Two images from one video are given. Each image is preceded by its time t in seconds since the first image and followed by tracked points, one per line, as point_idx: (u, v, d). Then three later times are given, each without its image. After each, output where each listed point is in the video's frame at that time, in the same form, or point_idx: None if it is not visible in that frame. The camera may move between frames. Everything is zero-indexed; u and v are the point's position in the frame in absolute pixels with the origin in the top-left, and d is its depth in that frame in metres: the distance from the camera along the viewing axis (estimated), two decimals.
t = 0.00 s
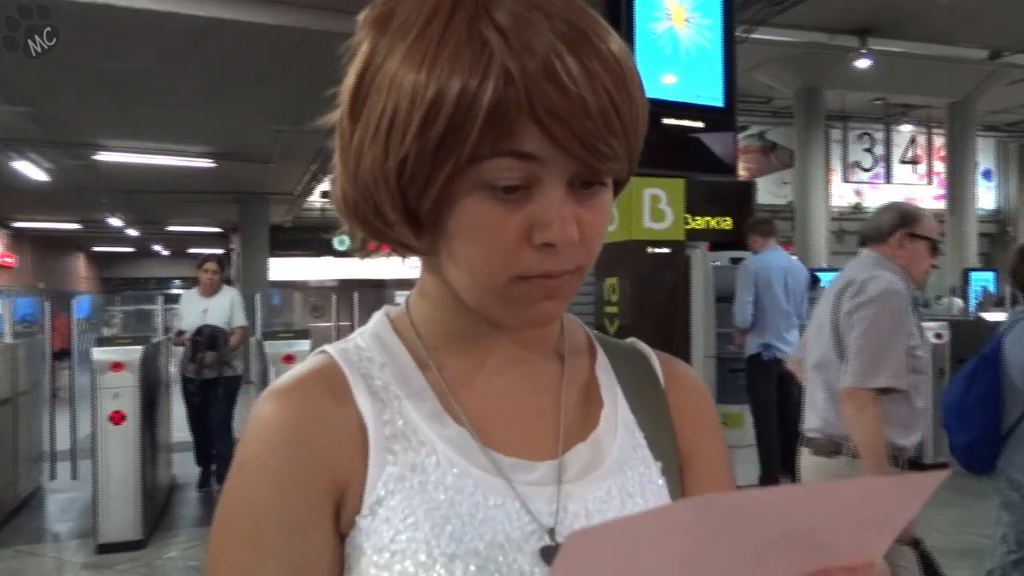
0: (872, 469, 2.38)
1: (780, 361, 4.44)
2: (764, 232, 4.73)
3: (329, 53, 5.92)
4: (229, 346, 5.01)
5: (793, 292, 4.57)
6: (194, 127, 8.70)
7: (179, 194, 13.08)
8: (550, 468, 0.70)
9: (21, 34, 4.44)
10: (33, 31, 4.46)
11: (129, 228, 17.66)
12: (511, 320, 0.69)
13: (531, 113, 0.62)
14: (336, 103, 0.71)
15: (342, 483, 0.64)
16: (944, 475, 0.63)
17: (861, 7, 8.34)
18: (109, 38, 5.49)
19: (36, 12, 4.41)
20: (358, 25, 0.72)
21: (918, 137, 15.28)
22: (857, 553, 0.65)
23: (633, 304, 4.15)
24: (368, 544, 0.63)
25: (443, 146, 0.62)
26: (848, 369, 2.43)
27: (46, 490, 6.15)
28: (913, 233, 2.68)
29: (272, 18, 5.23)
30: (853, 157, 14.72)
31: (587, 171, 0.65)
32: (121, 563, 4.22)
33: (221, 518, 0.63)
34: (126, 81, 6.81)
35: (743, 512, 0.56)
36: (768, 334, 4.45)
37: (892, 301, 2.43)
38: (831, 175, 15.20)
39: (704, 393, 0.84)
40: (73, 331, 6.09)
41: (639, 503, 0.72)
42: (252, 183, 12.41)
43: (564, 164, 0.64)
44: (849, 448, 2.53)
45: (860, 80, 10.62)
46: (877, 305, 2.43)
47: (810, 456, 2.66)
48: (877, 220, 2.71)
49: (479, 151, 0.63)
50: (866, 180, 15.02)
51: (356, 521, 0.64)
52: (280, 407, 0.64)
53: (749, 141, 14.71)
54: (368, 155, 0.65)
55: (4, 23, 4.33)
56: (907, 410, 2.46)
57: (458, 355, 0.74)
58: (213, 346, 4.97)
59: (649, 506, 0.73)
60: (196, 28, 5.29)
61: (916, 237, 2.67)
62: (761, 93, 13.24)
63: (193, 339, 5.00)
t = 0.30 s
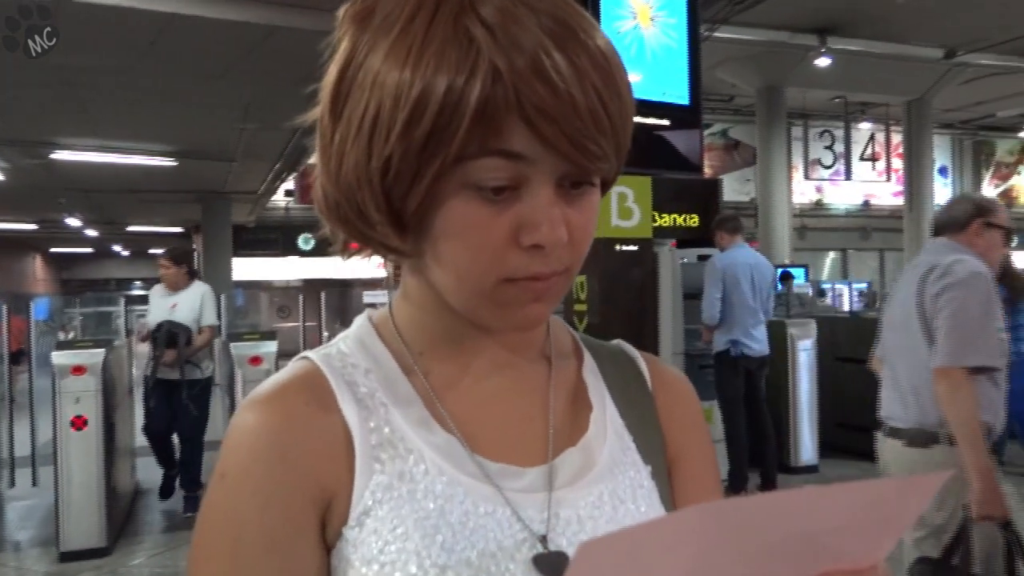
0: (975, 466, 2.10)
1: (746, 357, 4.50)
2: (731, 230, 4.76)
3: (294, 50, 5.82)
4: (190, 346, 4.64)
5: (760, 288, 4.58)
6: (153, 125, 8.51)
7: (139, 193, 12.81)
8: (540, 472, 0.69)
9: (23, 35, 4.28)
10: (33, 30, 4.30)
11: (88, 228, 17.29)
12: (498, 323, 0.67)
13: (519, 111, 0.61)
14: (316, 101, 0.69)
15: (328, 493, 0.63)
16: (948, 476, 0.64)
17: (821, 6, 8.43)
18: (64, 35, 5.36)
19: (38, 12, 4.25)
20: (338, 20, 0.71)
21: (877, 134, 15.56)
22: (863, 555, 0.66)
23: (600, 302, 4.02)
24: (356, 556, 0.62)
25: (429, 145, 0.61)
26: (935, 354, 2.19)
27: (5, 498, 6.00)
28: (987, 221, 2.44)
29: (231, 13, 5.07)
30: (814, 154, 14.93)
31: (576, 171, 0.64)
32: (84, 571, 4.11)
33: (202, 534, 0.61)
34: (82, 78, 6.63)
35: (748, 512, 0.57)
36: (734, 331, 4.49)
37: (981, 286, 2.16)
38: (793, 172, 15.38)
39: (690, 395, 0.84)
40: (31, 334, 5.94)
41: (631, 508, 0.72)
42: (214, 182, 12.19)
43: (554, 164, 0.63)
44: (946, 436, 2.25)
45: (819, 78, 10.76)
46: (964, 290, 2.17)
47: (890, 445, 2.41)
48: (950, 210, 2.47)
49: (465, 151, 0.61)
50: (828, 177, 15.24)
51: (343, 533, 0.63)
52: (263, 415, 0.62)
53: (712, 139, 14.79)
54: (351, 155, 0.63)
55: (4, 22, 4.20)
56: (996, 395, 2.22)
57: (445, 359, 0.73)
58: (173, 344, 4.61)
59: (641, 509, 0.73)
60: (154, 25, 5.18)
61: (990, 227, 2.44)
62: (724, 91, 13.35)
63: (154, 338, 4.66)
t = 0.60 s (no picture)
0: None
1: (727, 360, 4.53)
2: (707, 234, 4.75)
3: (272, 54, 5.77)
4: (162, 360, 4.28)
5: (739, 292, 4.62)
6: (129, 129, 8.42)
7: (115, 198, 12.66)
8: (532, 477, 0.70)
9: (22, 35, 3.97)
10: (33, 31, 4.04)
11: (62, 234, 17.04)
12: (489, 329, 0.68)
13: (510, 118, 0.62)
14: (307, 107, 0.69)
15: (320, 499, 0.63)
16: (935, 475, 0.66)
17: (798, 11, 8.51)
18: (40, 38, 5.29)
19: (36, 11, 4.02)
20: (328, 29, 0.71)
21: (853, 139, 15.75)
22: (853, 554, 0.67)
23: (582, 306, 4.04)
24: (349, 561, 0.62)
25: (422, 152, 0.61)
26: None
27: None
28: None
29: (210, 17, 4.99)
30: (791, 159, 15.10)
31: (566, 177, 0.65)
32: None
33: (195, 540, 0.60)
34: (57, 81, 6.54)
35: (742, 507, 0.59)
36: (715, 334, 4.52)
37: None
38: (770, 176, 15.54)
39: (677, 399, 0.86)
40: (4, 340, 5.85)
41: (620, 510, 0.73)
42: (191, 187, 12.07)
43: (544, 172, 0.64)
44: None
45: (795, 82, 10.85)
46: None
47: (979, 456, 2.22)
48: None
49: (458, 159, 0.62)
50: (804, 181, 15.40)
51: (336, 539, 0.63)
52: (254, 422, 0.62)
53: (689, 143, 14.97)
54: (343, 162, 0.63)
55: None
56: None
57: (435, 366, 0.73)
58: (141, 360, 4.25)
59: (631, 512, 0.74)
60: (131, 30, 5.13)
61: None
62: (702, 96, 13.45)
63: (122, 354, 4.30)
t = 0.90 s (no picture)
0: None
1: (714, 364, 4.55)
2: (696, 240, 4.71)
3: (258, 58, 5.74)
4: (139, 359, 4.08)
5: (727, 297, 4.63)
6: (117, 134, 8.39)
7: (102, 203, 12.60)
8: (526, 481, 0.71)
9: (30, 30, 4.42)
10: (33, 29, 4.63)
11: (48, 240, 16.92)
12: (482, 334, 0.68)
13: (505, 127, 0.62)
14: (302, 115, 0.69)
15: (317, 503, 0.63)
16: (925, 474, 0.67)
17: (782, 17, 8.57)
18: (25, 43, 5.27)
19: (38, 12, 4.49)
20: (323, 36, 0.72)
21: (837, 144, 15.86)
22: (845, 553, 0.68)
23: (570, 310, 4.05)
24: (344, 564, 0.62)
25: (417, 159, 0.62)
26: None
27: None
28: None
29: (194, 22, 4.96)
30: (776, 164, 15.22)
31: (558, 186, 0.66)
32: None
33: (191, 543, 0.61)
34: (43, 86, 6.51)
35: (735, 505, 0.60)
36: (702, 339, 4.55)
37: None
38: (755, 182, 15.65)
39: (668, 401, 0.87)
40: None
41: (613, 512, 0.74)
42: (178, 192, 12.04)
43: (538, 178, 0.64)
44: None
45: (779, 87, 10.91)
46: None
47: None
48: None
49: (453, 165, 0.63)
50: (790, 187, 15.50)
51: (332, 542, 0.63)
52: (248, 427, 0.63)
53: (676, 148, 15.08)
54: (338, 169, 0.64)
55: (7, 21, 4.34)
56: None
57: (429, 374, 0.74)
58: (119, 361, 4.06)
59: (623, 513, 0.75)
60: (118, 37, 5.12)
61: None
62: (689, 103, 13.54)
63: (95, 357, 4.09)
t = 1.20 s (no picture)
0: None
1: (708, 365, 4.56)
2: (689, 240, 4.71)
3: (250, 59, 5.71)
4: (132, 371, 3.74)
5: (720, 298, 4.64)
6: (109, 135, 8.35)
7: (94, 204, 12.54)
8: (524, 483, 0.71)
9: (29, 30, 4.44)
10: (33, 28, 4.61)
11: (40, 241, 16.83)
12: (480, 336, 0.68)
13: (503, 128, 0.62)
14: (300, 118, 0.69)
15: (317, 505, 0.63)
16: (923, 475, 0.68)
17: (775, 19, 8.58)
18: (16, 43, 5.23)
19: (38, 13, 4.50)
20: (320, 40, 0.72)
21: (830, 145, 15.90)
22: (844, 553, 0.69)
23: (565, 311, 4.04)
24: (345, 567, 0.62)
25: (416, 161, 0.62)
26: None
27: None
28: None
29: (186, 22, 4.93)
30: (769, 165, 15.26)
31: (556, 188, 0.66)
32: None
33: (191, 546, 0.61)
34: (35, 86, 6.47)
35: (731, 505, 0.60)
36: (696, 340, 4.56)
37: None
38: (749, 183, 15.67)
39: (666, 403, 0.87)
40: None
41: (611, 514, 0.74)
42: (171, 193, 11.99)
43: (536, 180, 0.65)
44: None
45: (772, 89, 10.93)
46: None
47: None
48: None
49: (451, 168, 0.63)
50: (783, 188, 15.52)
51: (333, 545, 0.63)
52: (246, 431, 0.63)
53: (670, 149, 15.02)
54: (336, 171, 0.64)
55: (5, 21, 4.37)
56: None
57: (426, 375, 0.74)
58: (110, 372, 3.71)
59: (621, 516, 0.75)
60: (111, 37, 5.10)
61: None
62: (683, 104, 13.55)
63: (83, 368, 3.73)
